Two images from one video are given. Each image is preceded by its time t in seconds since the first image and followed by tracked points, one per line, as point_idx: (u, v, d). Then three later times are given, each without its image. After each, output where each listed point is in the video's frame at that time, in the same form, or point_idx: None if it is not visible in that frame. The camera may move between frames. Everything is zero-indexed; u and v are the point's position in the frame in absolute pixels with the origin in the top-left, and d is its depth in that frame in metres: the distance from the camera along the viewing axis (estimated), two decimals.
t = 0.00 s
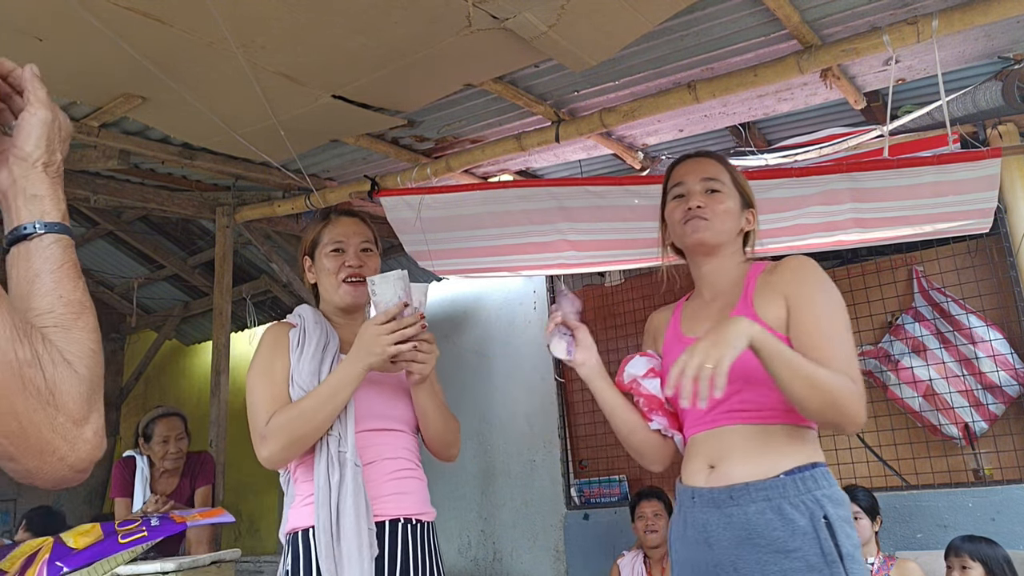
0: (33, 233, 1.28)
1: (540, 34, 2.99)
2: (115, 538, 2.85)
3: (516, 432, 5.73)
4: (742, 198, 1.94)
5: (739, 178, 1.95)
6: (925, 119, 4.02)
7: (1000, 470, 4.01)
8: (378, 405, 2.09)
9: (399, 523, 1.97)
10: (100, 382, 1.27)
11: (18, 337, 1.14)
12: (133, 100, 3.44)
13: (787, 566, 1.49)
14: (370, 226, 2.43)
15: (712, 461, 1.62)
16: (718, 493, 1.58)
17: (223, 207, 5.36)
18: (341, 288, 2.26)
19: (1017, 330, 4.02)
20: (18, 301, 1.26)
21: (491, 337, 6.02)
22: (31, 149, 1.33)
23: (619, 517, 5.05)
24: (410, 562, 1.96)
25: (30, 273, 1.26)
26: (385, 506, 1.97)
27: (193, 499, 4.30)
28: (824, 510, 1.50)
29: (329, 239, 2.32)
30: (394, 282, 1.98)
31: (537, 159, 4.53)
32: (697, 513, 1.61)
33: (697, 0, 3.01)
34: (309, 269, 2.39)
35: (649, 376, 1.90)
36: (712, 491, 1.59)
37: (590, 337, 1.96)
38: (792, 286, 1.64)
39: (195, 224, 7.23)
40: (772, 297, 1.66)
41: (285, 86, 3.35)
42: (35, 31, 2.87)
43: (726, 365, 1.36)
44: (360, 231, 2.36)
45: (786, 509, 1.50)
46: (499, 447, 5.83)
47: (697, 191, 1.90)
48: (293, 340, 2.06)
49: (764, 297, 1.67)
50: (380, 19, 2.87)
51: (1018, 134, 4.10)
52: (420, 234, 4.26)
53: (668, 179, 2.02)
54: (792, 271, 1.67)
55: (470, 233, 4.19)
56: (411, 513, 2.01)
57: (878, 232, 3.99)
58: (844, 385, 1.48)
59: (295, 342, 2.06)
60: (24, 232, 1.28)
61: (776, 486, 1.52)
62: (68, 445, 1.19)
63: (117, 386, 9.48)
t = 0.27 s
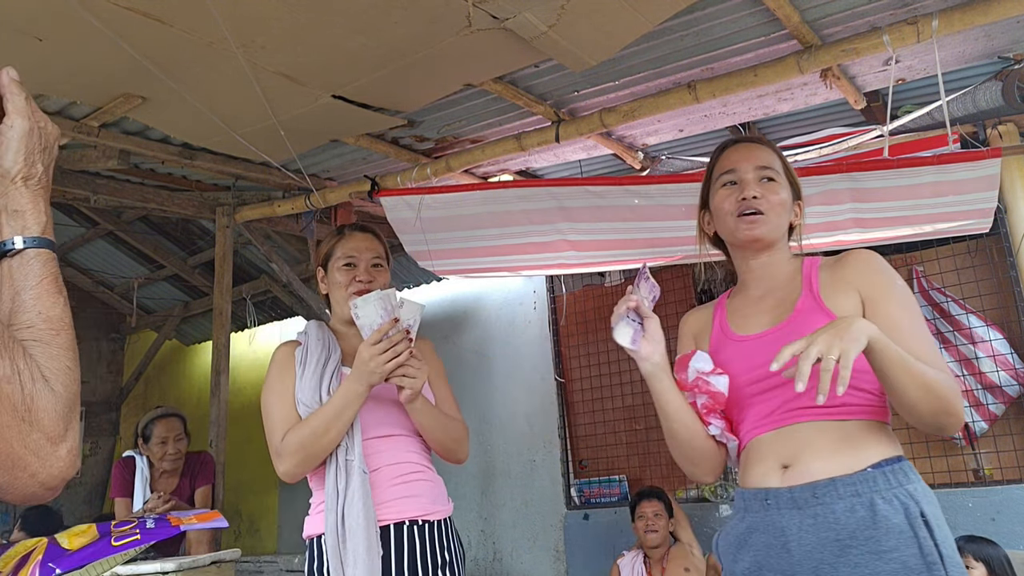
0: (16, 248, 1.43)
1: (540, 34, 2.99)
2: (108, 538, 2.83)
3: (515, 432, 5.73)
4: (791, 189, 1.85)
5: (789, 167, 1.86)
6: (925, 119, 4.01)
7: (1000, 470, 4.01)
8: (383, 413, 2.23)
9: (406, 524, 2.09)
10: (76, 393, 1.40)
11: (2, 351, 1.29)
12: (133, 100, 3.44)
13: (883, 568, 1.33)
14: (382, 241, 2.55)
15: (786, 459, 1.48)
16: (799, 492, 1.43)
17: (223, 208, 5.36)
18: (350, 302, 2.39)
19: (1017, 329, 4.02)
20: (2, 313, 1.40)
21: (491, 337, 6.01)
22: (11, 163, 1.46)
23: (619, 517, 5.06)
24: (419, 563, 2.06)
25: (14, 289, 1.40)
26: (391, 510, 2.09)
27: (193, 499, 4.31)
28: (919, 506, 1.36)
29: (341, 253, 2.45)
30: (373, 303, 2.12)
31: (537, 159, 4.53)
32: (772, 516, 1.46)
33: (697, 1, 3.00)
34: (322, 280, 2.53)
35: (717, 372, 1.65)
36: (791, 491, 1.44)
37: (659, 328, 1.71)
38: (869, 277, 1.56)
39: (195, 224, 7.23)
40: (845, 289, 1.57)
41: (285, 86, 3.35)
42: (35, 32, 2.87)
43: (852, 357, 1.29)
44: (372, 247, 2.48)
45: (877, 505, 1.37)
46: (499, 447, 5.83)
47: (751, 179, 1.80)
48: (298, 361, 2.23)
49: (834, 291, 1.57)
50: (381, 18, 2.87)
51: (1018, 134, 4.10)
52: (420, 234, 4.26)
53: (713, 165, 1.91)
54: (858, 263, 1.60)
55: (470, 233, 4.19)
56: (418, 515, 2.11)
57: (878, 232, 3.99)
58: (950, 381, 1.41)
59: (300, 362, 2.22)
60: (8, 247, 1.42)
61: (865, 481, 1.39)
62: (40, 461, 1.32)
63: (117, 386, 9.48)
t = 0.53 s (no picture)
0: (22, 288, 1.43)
1: (540, 34, 2.98)
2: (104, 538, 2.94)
3: (515, 432, 5.73)
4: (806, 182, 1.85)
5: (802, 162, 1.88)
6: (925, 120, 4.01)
7: (1000, 470, 4.00)
8: (385, 415, 2.25)
9: (403, 525, 2.08)
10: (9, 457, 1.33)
11: None
12: (133, 100, 3.44)
13: (933, 568, 1.34)
14: (391, 259, 2.55)
15: (821, 458, 1.47)
16: (842, 490, 1.42)
17: (223, 208, 5.36)
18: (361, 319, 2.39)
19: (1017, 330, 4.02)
20: None
21: (491, 337, 6.01)
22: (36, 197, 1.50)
23: (619, 516, 5.06)
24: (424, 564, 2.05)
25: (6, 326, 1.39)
26: (388, 510, 2.10)
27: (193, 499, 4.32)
28: (960, 505, 1.39)
29: (351, 270, 2.44)
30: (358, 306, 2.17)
31: (537, 159, 4.53)
32: (816, 515, 1.44)
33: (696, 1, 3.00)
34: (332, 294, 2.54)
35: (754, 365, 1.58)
36: (835, 488, 1.43)
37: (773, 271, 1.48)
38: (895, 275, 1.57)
39: (195, 224, 7.23)
40: (875, 284, 1.57)
41: (285, 86, 3.35)
42: (34, 31, 2.87)
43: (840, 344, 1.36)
44: (382, 265, 2.48)
45: (924, 504, 1.38)
46: (499, 447, 5.83)
47: (772, 169, 1.79)
48: (300, 370, 2.31)
49: (866, 285, 1.58)
50: (381, 19, 2.87)
51: (1018, 134, 4.10)
52: (420, 235, 4.26)
53: (729, 158, 1.90)
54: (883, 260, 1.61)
55: (470, 232, 4.19)
56: (419, 515, 2.10)
57: (878, 232, 3.99)
58: (980, 383, 1.45)
59: (301, 371, 2.30)
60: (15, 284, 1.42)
61: (910, 477, 1.40)
62: None
63: (117, 386, 9.48)
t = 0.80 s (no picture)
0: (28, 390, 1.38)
1: (540, 34, 2.98)
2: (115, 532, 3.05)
3: (515, 432, 5.73)
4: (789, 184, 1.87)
5: (787, 162, 1.89)
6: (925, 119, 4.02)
7: (1000, 470, 4.00)
8: (392, 412, 2.26)
9: (410, 519, 2.07)
10: None
11: None
12: (133, 100, 3.44)
13: (953, 563, 1.36)
14: (393, 264, 2.55)
15: (837, 457, 1.47)
16: (862, 489, 1.43)
17: (222, 208, 5.36)
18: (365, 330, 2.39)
19: (1017, 329, 4.01)
20: None
21: (491, 337, 6.01)
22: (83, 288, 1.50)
23: (619, 517, 5.05)
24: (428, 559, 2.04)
25: None
26: (395, 504, 2.09)
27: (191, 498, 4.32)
28: (969, 503, 1.42)
29: (355, 275, 2.44)
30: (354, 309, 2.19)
31: (538, 159, 4.53)
32: (833, 514, 1.44)
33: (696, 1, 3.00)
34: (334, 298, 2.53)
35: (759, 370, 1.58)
36: (855, 487, 1.43)
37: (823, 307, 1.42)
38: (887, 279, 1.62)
39: (195, 225, 7.23)
40: (869, 285, 1.62)
41: (285, 86, 3.35)
42: (35, 31, 2.87)
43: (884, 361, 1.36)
44: (385, 271, 2.48)
45: (939, 502, 1.40)
46: (499, 447, 5.83)
47: (753, 172, 1.81)
48: (307, 378, 2.31)
49: (859, 287, 1.62)
50: (381, 19, 2.87)
51: (1018, 134, 4.10)
52: (421, 235, 4.26)
53: (712, 160, 1.92)
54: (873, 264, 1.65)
55: (471, 232, 4.19)
56: (423, 510, 2.09)
57: (878, 232, 3.99)
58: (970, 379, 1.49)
59: (309, 379, 2.30)
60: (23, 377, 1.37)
61: (925, 476, 1.42)
62: None
63: (117, 386, 9.48)
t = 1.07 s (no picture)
0: None
1: (540, 34, 2.99)
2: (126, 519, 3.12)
3: (515, 432, 5.74)
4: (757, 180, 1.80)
5: (753, 159, 1.83)
6: (925, 119, 4.02)
7: (1000, 470, 4.00)
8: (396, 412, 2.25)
9: (414, 516, 2.08)
10: None
11: None
12: (133, 100, 3.44)
13: (905, 567, 1.29)
14: (395, 268, 2.54)
15: (796, 458, 1.41)
16: (816, 491, 1.37)
17: (222, 208, 5.36)
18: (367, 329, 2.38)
19: (1017, 330, 4.01)
20: None
21: (491, 337, 6.01)
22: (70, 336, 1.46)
23: (619, 516, 5.06)
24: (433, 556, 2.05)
25: None
26: (399, 502, 2.10)
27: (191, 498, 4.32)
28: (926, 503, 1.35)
29: (357, 279, 2.44)
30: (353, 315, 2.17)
31: (537, 159, 4.53)
32: (786, 517, 1.38)
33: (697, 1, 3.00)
34: (337, 302, 2.52)
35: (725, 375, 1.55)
36: (809, 490, 1.37)
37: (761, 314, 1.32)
38: (853, 274, 1.56)
39: (195, 224, 7.23)
40: (834, 286, 1.55)
41: (285, 86, 3.35)
42: (35, 31, 2.88)
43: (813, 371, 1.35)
44: (387, 274, 2.48)
45: (893, 504, 1.33)
46: (499, 446, 5.83)
47: (716, 169, 1.75)
48: (311, 383, 2.31)
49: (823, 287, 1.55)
50: (381, 18, 2.87)
51: (1018, 134, 4.10)
52: (420, 234, 4.26)
53: (677, 161, 1.87)
54: (840, 261, 1.60)
55: (470, 232, 4.19)
56: (428, 507, 2.10)
57: (878, 232, 4.00)
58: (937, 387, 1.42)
59: (313, 385, 2.30)
60: None
61: (879, 479, 1.36)
62: None
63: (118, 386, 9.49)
